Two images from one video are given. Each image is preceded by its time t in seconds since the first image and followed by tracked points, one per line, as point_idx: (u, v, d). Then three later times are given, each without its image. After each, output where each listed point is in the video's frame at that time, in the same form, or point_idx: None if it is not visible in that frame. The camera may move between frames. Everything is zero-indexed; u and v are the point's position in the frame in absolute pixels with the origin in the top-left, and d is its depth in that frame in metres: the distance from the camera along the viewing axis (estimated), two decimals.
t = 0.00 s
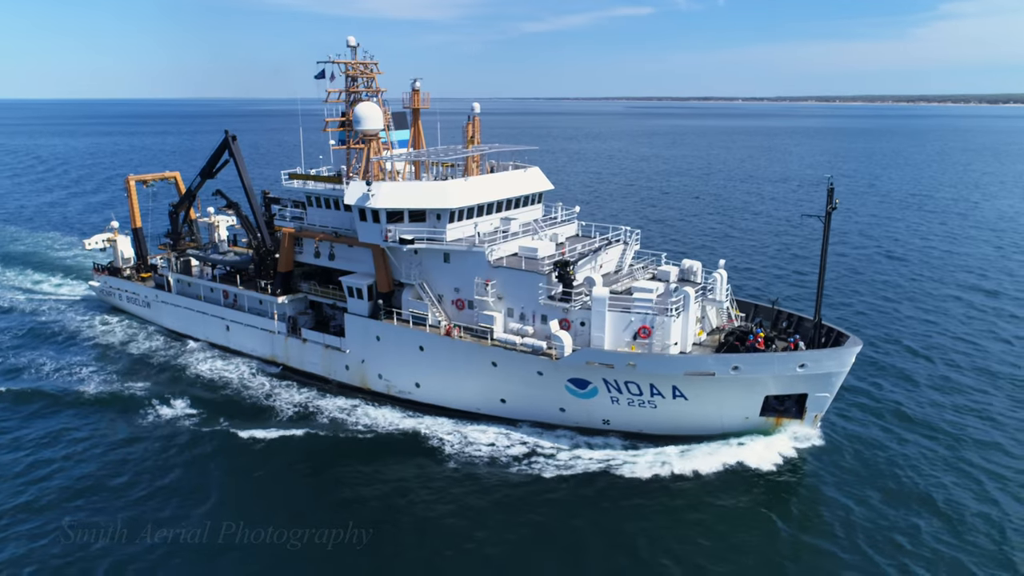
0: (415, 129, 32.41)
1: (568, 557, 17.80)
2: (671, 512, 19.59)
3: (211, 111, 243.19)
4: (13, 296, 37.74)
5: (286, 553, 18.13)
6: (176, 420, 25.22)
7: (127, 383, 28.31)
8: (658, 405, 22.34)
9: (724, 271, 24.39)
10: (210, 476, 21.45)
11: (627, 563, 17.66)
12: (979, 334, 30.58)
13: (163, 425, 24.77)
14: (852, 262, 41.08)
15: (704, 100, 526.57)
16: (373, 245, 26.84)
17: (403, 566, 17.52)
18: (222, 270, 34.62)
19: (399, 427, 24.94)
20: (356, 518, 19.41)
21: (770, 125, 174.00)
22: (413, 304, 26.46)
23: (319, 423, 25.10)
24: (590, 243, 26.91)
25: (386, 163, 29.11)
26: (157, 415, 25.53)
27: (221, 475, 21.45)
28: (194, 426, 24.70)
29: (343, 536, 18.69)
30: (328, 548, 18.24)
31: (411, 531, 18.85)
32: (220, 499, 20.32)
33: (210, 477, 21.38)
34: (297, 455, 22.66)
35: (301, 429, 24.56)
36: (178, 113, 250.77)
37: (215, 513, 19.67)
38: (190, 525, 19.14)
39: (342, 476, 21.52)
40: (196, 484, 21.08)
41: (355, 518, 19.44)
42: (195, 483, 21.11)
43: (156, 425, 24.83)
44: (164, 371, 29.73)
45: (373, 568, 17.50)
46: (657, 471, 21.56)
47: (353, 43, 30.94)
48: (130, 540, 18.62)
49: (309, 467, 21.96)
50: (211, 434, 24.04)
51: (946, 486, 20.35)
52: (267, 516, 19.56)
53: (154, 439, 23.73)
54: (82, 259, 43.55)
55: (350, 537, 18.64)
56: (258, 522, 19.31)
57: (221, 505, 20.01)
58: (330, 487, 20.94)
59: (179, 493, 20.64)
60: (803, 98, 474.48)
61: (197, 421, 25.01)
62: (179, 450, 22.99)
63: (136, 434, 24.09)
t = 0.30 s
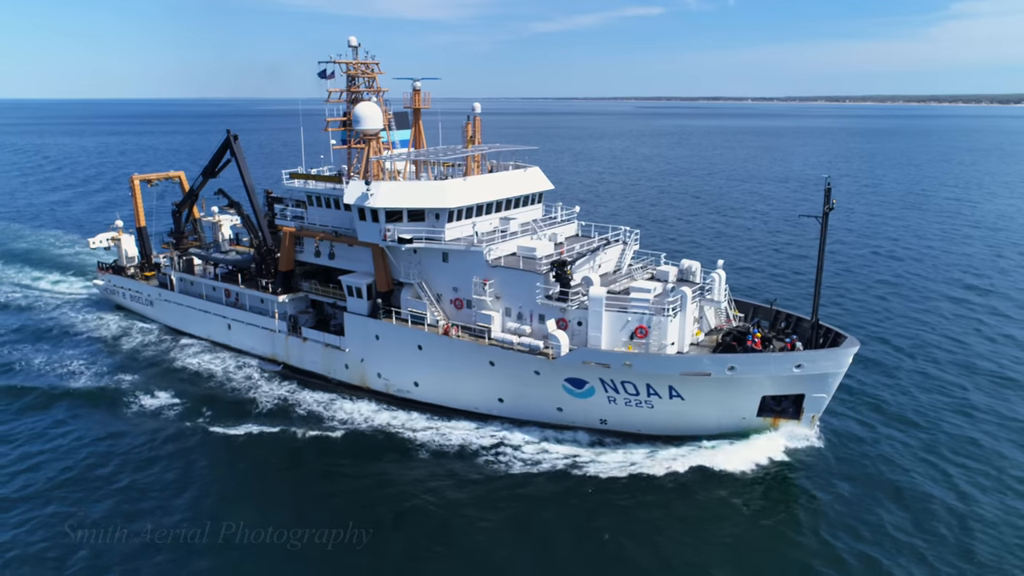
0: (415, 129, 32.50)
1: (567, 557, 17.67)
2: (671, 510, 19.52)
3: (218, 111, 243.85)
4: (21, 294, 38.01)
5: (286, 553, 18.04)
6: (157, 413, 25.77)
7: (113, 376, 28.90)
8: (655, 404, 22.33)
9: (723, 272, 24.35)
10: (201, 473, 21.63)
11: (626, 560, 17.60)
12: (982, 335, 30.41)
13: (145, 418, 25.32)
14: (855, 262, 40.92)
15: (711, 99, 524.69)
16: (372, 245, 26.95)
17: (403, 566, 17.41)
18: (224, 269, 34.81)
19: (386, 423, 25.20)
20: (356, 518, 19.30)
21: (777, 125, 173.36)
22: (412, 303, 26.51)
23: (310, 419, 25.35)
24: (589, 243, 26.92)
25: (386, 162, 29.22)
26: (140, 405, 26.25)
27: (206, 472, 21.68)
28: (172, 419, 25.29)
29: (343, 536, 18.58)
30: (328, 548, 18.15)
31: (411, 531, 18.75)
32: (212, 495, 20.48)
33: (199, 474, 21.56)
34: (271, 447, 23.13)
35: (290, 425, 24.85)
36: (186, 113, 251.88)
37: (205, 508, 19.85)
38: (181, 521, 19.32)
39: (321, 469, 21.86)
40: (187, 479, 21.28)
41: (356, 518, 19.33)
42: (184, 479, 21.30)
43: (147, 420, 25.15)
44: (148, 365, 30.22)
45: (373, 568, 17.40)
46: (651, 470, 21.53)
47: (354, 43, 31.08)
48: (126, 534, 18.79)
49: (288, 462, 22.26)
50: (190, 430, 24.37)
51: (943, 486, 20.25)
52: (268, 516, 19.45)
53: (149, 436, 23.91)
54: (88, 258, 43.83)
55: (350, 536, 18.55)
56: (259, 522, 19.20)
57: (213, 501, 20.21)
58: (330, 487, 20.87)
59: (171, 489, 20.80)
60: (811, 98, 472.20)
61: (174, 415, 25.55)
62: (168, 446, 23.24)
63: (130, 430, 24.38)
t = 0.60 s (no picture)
0: (415, 129, 32.57)
1: (566, 557, 17.70)
2: (664, 510, 19.56)
3: (225, 111, 244.81)
4: (26, 292, 38.27)
5: (286, 553, 18.10)
6: (140, 404, 26.58)
7: (103, 370, 29.57)
8: (651, 404, 22.34)
9: (720, 272, 24.30)
10: (195, 469, 21.87)
11: (622, 558, 17.69)
12: (982, 335, 30.27)
13: (129, 411, 25.97)
14: (857, 262, 40.75)
15: (718, 99, 523.57)
16: (370, 244, 27.05)
17: (403, 566, 17.48)
18: (225, 268, 34.99)
19: (374, 421, 25.36)
20: (355, 518, 19.37)
21: (782, 125, 172.68)
22: (410, 302, 26.59)
23: (300, 418, 25.54)
24: (587, 242, 26.93)
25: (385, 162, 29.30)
26: (123, 396, 27.05)
27: (197, 468, 21.96)
28: (155, 411, 25.98)
29: (343, 536, 18.65)
30: (328, 548, 18.22)
31: (410, 531, 18.80)
32: (207, 493, 20.65)
33: (193, 470, 21.82)
34: (257, 443, 23.51)
35: (278, 423, 25.08)
36: (193, 113, 253.12)
37: (198, 504, 20.11)
38: (175, 517, 19.53)
39: (303, 462, 22.28)
40: (182, 476, 21.51)
41: (355, 518, 19.40)
42: (177, 475, 21.59)
43: (141, 416, 25.48)
44: (137, 360, 30.84)
45: (373, 569, 17.47)
46: (635, 470, 21.60)
47: (354, 43, 31.17)
48: (121, 530, 18.96)
49: (272, 457, 22.59)
50: (180, 426, 24.76)
51: (938, 486, 20.26)
52: (267, 516, 19.49)
53: (146, 433, 24.15)
54: (92, 257, 44.07)
55: (350, 537, 18.61)
56: (259, 522, 19.24)
57: (207, 498, 20.39)
58: (316, 482, 21.21)
59: (166, 486, 21.01)
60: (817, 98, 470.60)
61: (161, 409, 26.13)
62: (164, 443, 23.52)
63: (126, 427, 24.62)
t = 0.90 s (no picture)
0: (414, 129, 32.63)
1: (569, 558, 17.60)
2: (659, 509, 19.55)
3: (230, 112, 245.24)
4: (29, 291, 38.46)
5: (286, 553, 18.06)
6: (122, 397, 27.17)
7: (93, 367, 29.89)
8: (647, 404, 22.36)
9: (717, 272, 24.27)
10: (190, 466, 21.99)
11: (623, 557, 17.64)
12: (982, 335, 30.14)
13: (113, 402, 26.68)
14: (857, 262, 40.62)
15: (723, 99, 522.30)
16: (368, 244, 27.12)
17: (404, 565, 17.45)
18: (226, 267, 35.14)
19: (359, 419, 25.48)
20: (356, 518, 19.34)
21: (787, 125, 172.09)
22: (407, 302, 26.67)
23: (287, 415, 25.67)
24: (584, 242, 26.95)
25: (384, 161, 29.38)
26: (108, 388, 27.82)
27: (191, 464, 22.10)
28: (137, 402, 26.73)
29: (344, 536, 18.61)
30: (329, 548, 18.19)
31: (410, 530, 18.77)
32: (203, 489, 20.75)
33: (188, 467, 21.95)
34: (242, 439, 23.71)
35: (264, 420, 25.27)
36: (199, 113, 253.75)
37: (192, 499, 20.25)
38: (169, 513, 19.63)
39: (284, 458, 22.50)
40: (177, 473, 21.64)
41: (355, 518, 19.37)
42: (171, 471, 21.73)
43: (138, 414, 25.69)
44: (128, 357, 31.14)
45: (374, 568, 17.45)
46: (611, 468, 21.67)
47: (353, 43, 31.28)
48: (116, 527, 19.04)
49: (255, 453, 22.77)
50: (171, 423, 24.95)
51: (934, 485, 20.24)
52: (268, 515, 19.47)
53: (144, 431, 24.30)
54: (95, 256, 44.28)
55: (350, 537, 18.57)
56: (259, 522, 19.20)
57: (202, 494, 20.48)
58: (316, 480, 21.26)
59: (161, 483, 21.10)
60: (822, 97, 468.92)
61: (147, 403, 26.63)
62: (160, 440, 23.65)
63: (124, 424, 24.76)
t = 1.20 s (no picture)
0: (413, 129, 32.72)
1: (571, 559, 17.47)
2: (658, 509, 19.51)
3: (234, 112, 245.43)
4: (30, 289, 38.62)
5: (286, 553, 17.99)
6: (106, 388, 27.62)
7: (89, 364, 29.95)
8: (642, 404, 22.38)
9: (714, 272, 24.27)
10: (186, 465, 21.97)
11: (624, 556, 17.62)
12: (983, 335, 29.98)
13: (99, 394, 27.04)
14: (857, 261, 40.50)
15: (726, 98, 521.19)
16: (366, 243, 27.21)
17: (403, 565, 17.41)
18: (226, 266, 35.26)
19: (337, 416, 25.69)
20: (356, 518, 19.26)
21: (789, 125, 171.59)
22: (404, 301, 26.74)
23: (271, 411, 25.95)
24: (582, 242, 26.98)
25: (382, 161, 29.47)
26: (94, 380, 28.26)
27: (187, 463, 22.08)
28: (121, 394, 27.14)
29: (343, 536, 18.54)
30: (328, 548, 18.12)
31: (409, 530, 18.72)
32: (199, 489, 20.71)
33: (184, 466, 21.94)
34: (225, 434, 23.96)
35: (246, 416, 25.51)
36: (203, 113, 254.35)
37: (187, 498, 20.28)
38: (164, 512, 19.63)
39: (266, 452, 22.82)
40: (173, 471, 21.65)
41: (355, 518, 19.29)
42: (168, 470, 21.71)
43: (138, 412, 25.72)
44: (124, 355, 31.21)
45: (374, 568, 17.40)
46: (580, 466, 21.85)
47: (353, 44, 31.40)
48: (112, 525, 19.06)
49: (237, 448, 23.09)
50: (167, 421, 24.99)
51: (930, 485, 20.17)
52: (269, 516, 19.42)
53: (143, 428, 24.38)
54: (97, 255, 44.45)
55: (350, 537, 18.52)
56: (260, 522, 19.14)
57: (198, 493, 20.49)
58: (315, 479, 21.23)
59: (158, 482, 21.08)
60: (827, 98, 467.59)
61: (130, 395, 27.05)
62: (157, 439, 23.65)
63: (122, 422, 24.80)
